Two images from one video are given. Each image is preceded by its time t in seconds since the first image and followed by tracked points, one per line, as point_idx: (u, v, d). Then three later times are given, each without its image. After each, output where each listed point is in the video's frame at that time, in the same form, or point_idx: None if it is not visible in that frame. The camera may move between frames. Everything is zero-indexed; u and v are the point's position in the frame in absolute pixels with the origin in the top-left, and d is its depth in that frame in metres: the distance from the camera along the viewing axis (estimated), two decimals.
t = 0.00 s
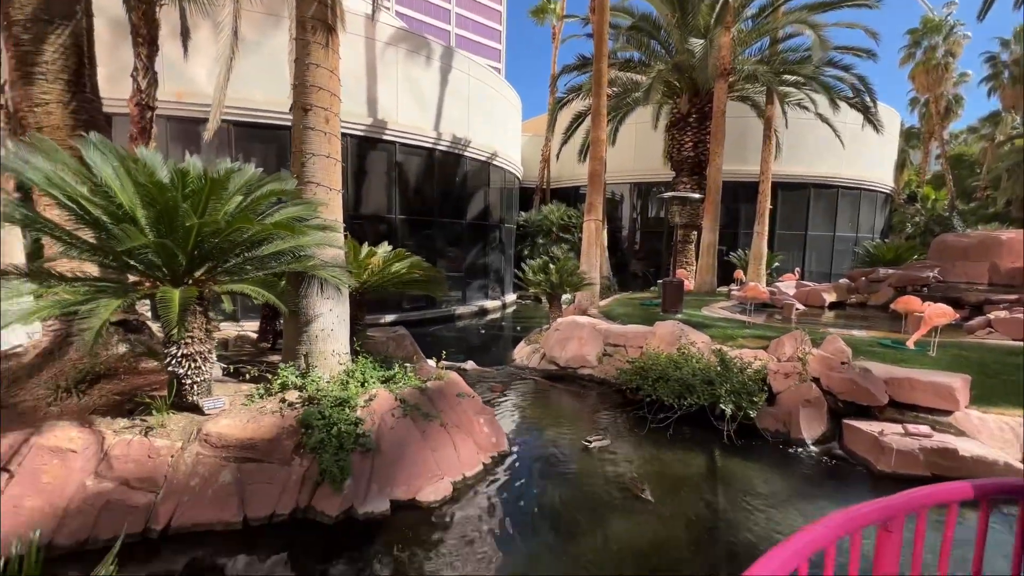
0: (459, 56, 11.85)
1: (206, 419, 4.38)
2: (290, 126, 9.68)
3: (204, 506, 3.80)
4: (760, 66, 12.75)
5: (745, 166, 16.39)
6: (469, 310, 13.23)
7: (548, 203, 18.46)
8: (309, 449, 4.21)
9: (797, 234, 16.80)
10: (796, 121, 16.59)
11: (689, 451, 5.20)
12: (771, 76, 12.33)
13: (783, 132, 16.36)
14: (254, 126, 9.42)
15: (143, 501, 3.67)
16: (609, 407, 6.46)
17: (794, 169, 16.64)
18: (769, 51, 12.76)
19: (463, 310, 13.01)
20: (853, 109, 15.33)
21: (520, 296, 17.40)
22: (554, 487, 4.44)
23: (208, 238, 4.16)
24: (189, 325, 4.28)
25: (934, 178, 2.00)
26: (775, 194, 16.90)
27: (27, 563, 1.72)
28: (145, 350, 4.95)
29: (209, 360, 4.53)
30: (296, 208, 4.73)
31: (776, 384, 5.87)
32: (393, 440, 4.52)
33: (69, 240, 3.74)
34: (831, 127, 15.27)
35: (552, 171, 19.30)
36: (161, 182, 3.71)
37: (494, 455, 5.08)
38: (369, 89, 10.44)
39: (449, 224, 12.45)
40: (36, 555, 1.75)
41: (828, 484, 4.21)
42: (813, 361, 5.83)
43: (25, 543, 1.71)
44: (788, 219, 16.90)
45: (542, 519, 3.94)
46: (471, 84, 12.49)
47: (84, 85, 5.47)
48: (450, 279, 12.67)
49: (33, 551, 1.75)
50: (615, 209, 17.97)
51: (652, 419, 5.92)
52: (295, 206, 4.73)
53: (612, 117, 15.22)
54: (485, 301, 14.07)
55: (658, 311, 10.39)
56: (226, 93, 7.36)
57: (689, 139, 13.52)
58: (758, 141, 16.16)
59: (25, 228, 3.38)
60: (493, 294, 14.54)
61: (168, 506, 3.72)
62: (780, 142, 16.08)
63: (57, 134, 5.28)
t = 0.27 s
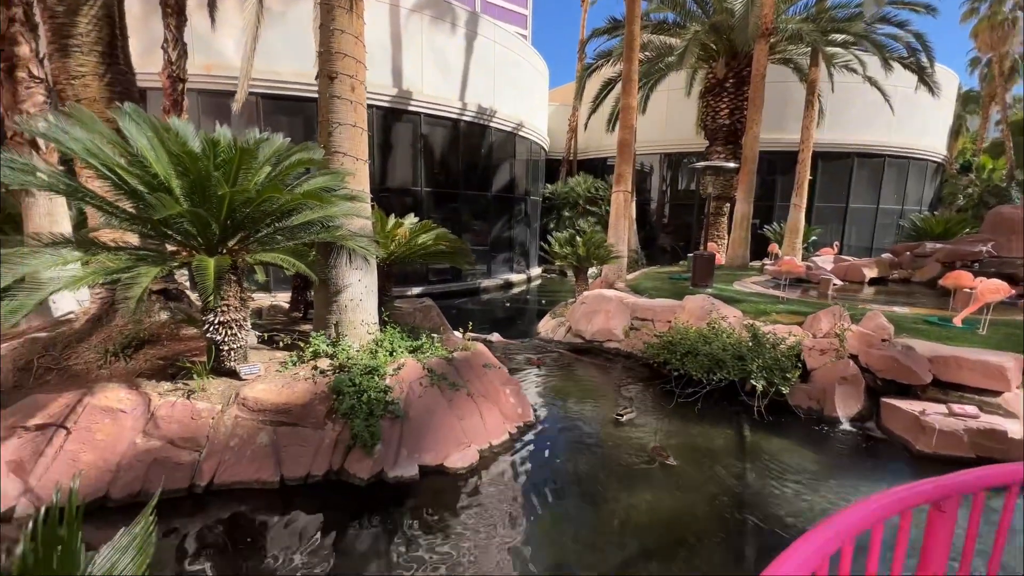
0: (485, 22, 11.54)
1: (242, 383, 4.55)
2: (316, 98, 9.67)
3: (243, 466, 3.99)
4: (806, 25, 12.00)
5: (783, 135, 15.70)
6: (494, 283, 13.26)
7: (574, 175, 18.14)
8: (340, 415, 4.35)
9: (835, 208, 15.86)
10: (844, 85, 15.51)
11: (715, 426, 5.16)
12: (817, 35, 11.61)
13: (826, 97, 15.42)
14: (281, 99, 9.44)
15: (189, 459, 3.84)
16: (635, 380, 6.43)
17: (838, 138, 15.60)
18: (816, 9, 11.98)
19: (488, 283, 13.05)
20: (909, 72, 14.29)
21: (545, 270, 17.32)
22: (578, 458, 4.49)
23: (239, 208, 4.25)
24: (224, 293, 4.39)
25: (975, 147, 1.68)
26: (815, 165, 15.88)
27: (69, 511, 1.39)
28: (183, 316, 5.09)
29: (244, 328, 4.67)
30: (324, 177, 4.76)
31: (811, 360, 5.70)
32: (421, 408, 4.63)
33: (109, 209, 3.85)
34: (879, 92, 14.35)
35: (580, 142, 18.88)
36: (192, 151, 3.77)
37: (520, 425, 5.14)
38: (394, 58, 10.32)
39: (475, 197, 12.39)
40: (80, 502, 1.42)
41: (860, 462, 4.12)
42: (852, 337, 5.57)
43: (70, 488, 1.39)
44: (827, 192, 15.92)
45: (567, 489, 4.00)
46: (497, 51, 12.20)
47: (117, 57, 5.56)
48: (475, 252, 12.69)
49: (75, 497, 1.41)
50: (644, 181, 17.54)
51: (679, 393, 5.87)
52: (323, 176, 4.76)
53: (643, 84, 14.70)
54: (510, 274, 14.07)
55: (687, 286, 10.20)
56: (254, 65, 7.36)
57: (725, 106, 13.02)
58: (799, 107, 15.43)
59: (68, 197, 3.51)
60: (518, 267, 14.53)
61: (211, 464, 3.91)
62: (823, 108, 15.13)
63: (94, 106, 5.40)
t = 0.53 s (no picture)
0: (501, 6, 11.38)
1: (263, 369, 4.61)
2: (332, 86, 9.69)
3: (265, 450, 4.07)
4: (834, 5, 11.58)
5: (808, 120, 15.26)
6: (509, 271, 13.26)
7: (591, 162, 17.94)
8: (358, 402, 4.41)
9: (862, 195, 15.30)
10: (873, 68, 14.98)
11: (733, 418, 5.10)
12: (846, 16, 11.20)
13: (854, 81, 14.91)
14: (298, 87, 9.48)
15: (212, 442, 3.98)
16: (651, 371, 6.39)
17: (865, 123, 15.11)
18: None
19: (503, 271, 13.06)
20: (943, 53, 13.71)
21: (561, 258, 17.25)
22: (593, 448, 4.49)
23: (258, 196, 4.27)
24: (244, 281, 4.44)
25: (1010, 135, 1.49)
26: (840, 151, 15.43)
27: (88, 505, 1.33)
28: (205, 304, 5.25)
29: (264, 315, 4.71)
30: (340, 165, 4.76)
31: (833, 352, 5.66)
32: (436, 395, 4.67)
33: (132, 198, 3.97)
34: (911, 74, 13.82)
35: (597, 128, 18.63)
36: (210, 139, 3.82)
37: (535, 414, 5.14)
38: (409, 45, 10.26)
39: (490, 185, 12.33)
40: (100, 496, 1.36)
41: (883, 456, 4.04)
42: (878, 329, 5.27)
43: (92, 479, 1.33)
44: (852, 178, 15.30)
45: (582, 479, 4.01)
46: (513, 37, 12.04)
47: (138, 46, 5.59)
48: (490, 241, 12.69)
49: (96, 491, 1.35)
50: (663, 168, 17.26)
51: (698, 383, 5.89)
52: (340, 164, 4.77)
53: (662, 69, 14.39)
54: (525, 262, 14.05)
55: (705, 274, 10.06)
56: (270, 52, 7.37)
57: (747, 90, 12.71)
58: (825, 91, 14.96)
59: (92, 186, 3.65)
60: (534, 256, 14.49)
61: (233, 448, 4.02)
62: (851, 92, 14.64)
63: (116, 95, 5.46)
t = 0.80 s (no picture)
0: None
1: (276, 357, 4.66)
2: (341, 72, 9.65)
3: (278, 436, 4.13)
4: None
5: (824, 105, 14.94)
6: (518, 259, 13.25)
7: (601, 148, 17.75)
8: (369, 390, 4.46)
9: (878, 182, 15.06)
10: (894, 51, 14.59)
11: (743, 408, 5.08)
12: None
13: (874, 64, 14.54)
14: (307, 73, 9.45)
15: (228, 428, 4.07)
16: (660, 360, 6.37)
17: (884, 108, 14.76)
18: None
19: (512, 259, 13.05)
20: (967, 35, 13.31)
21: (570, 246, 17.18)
22: (602, 437, 4.51)
23: (269, 185, 4.27)
24: (257, 270, 4.47)
25: None
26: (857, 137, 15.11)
27: (119, 502, 1.40)
28: (219, 292, 5.33)
29: (276, 303, 4.75)
30: (350, 154, 4.77)
31: (847, 343, 5.55)
32: (446, 384, 4.71)
33: (146, 187, 4.01)
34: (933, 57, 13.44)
35: (608, 114, 18.39)
36: (222, 129, 3.83)
37: (544, 403, 5.16)
38: (418, 30, 10.16)
39: (499, 172, 12.27)
40: (129, 493, 1.43)
41: (895, 447, 4.02)
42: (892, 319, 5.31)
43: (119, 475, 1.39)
44: (869, 165, 15.05)
45: (591, 468, 4.04)
46: (523, 20, 11.86)
47: (148, 33, 5.58)
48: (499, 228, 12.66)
49: (124, 488, 1.43)
50: (674, 154, 17.02)
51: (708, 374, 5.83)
52: (350, 153, 4.77)
53: (675, 52, 14.13)
54: (534, 250, 14.02)
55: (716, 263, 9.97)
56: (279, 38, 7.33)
57: (762, 74, 12.44)
58: (843, 75, 14.61)
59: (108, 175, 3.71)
60: (543, 243, 14.45)
61: (248, 434, 4.09)
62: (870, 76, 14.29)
63: (129, 84, 5.47)
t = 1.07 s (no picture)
0: None
1: (290, 340, 4.71)
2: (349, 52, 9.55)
3: (293, 418, 4.20)
4: None
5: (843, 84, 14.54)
6: (527, 241, 13.20)
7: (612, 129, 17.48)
8: (382, 373, 4.51)
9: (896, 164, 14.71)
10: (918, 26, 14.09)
11: (753, 394, 5.07)
12: None
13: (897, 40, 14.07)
14: (314, 53, 9.37)
15: (244, 409, 4.14)
16: (670, 345, 6.35)
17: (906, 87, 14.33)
18: None
19: (521, 241, 13.00)
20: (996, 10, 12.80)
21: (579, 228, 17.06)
22: (612, 421, 4.53)
23: (280, 170, 4.25)
24: (269, 254, 4.49)
25: None
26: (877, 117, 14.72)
27: (158, 504, 1.38)
28: (232, 276, 5.39)
29: (289, 287, 4.78)
30: (361, 138, 4.74)
31: (860, 330, 5.52)
32: (458, 368, 4.74)
33: (159, 171, 4.02)
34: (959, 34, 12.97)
35: (619, 93, 18.06)
36: (232, 113, 3.80)
37: (554, 387, 5.19)
38: (427, 7, 9.98)
39: (508, 153, 12.15)
40: (169, 493, 1.40)
41: (908, 435, 4.00)
42: (908, 306, 5.27)
43: (158, 478, 1.35)
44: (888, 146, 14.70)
45: (602, 453, 4.07)
46: None
47: (157, 13, 5.55)
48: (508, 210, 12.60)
49: (163, 489, 1.39)
50: (686, 135, 16.72)
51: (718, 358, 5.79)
52: (360, 137, 4.74)
53: (690, 29, 13.77)
54: (543, 232, 13.95)
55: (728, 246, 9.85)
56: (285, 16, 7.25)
57: (780, 51, 12.11)
58: (863, 53, 14.17)
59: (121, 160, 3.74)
60: (552, 226, 14.37)
61: (264, 415, 4.17)
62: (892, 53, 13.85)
63: (138, 66, 5.45)
